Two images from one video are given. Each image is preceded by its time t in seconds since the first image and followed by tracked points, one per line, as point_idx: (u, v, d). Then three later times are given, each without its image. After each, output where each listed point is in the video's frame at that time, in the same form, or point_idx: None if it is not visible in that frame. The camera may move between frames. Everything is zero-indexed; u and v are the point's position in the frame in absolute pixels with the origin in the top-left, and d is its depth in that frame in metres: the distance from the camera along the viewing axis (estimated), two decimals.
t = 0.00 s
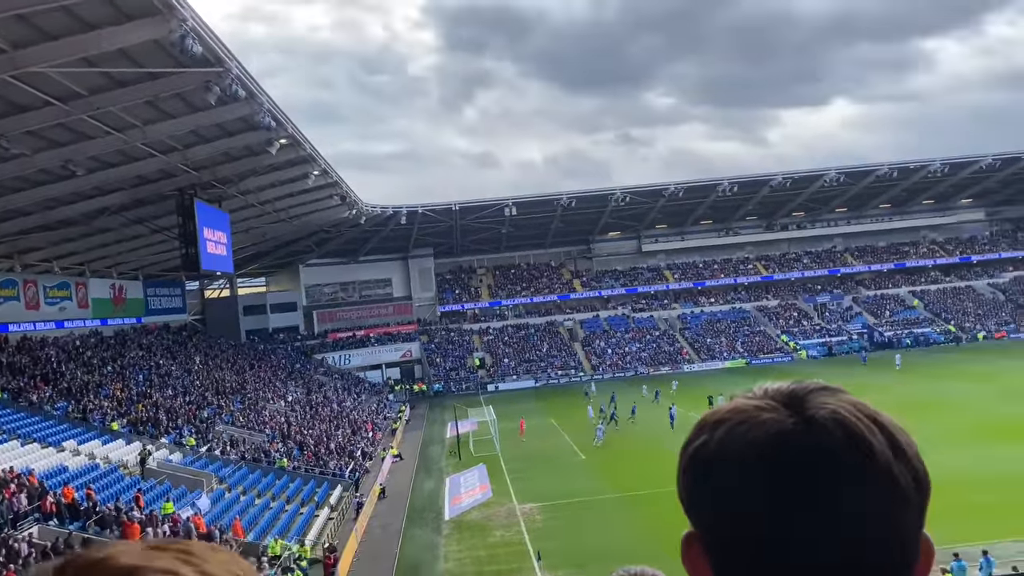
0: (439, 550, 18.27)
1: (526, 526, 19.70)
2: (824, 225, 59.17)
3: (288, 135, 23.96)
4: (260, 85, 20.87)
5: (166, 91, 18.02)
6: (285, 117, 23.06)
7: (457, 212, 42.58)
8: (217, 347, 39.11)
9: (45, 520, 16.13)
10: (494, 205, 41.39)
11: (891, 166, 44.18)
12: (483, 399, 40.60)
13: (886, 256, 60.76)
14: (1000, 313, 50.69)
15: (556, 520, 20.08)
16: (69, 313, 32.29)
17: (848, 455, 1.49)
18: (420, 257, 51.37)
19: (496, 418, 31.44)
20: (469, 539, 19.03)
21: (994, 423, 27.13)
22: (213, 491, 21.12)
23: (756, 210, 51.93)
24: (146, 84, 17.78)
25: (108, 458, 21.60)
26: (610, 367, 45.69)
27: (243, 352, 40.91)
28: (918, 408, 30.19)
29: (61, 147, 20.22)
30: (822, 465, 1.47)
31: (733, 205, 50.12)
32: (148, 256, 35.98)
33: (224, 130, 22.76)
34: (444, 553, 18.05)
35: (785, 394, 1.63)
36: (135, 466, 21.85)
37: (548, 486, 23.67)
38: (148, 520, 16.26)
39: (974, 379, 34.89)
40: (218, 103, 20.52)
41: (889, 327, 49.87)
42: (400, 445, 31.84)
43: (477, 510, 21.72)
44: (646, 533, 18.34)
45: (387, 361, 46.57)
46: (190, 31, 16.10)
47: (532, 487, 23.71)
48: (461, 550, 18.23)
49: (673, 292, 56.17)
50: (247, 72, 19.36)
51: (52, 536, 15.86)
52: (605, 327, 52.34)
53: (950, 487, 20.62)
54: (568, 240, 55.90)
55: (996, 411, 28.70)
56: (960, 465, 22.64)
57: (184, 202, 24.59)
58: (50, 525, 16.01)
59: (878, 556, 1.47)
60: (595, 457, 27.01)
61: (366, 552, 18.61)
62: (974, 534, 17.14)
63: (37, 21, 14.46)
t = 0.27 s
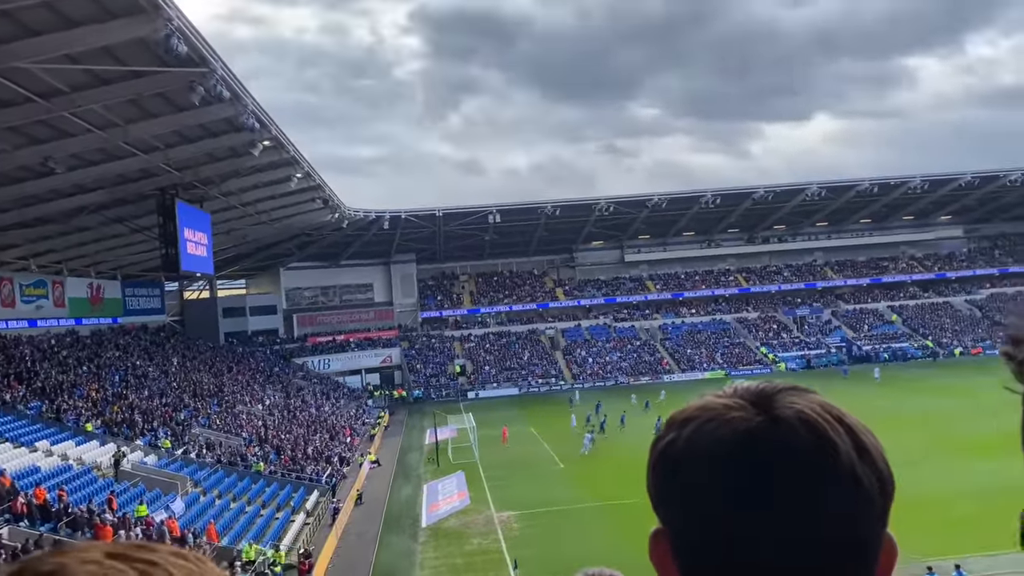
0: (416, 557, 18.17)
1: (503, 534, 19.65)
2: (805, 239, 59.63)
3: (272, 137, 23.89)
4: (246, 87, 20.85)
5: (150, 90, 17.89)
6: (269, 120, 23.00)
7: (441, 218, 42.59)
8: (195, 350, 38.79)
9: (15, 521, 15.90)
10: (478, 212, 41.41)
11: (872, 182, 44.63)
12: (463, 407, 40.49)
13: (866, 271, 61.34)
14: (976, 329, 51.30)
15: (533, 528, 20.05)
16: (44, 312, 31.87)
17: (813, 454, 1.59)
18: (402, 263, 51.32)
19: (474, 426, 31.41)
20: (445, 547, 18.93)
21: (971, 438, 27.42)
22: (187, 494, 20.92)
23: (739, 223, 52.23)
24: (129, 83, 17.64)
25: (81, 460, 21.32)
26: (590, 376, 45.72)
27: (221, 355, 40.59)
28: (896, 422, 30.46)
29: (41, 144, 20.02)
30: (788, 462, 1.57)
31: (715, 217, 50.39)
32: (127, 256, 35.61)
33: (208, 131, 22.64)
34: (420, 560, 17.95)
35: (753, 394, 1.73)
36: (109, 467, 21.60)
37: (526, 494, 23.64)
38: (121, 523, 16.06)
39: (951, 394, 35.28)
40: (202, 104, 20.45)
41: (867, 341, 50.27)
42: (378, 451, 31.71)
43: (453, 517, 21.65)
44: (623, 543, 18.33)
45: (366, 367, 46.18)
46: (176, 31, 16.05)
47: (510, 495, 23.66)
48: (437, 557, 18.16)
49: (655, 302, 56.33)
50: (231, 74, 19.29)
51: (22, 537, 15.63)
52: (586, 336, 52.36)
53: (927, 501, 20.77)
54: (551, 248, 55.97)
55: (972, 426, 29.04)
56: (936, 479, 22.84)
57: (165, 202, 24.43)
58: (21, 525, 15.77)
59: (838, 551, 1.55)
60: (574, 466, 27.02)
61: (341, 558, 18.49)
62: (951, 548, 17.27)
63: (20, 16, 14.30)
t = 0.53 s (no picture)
0: (399, 561, 18.12)
1: (487, 539, 19.63)
2: (793, 250, 59.96)
3: (264, 138, 23.88)
4: (238, 87, 20.83)
5: (142, 89, 17.83)
6: (261, 120, 22.98)
7: (431, 222, 42.61)
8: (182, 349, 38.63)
9: None
10: (469, 217, 41.48)
11: (860, 195, 44.98)
12: (449, 411, 40.48)
13: (852, 283, 61.72)
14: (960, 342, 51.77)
15: (517, 534, 20.03)
16: (30, 309, 31.63)
17: (798, 453, 1.64)
18: (392, 266, 51.35)
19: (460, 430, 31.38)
20: (429, 551, 18.89)
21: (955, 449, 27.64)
22: (170, 495, 20.79)
23: (727, 232, 52.48)
24: (121, 80, 17.57)
25: (64, 459, 21.17)
26: (577, 383, 45.83)
27: (208, 355, 40.44)
28: (881, 432, 30.65)
29: (31, 140, 19.91)
30: (774, 462, 1.61)
31: (704, 227, 50.62)
32: (115, 255, 35.40)
33: (200, 131, 22.59)
34: (403, 564, 17.90)
35: (740, 392, 1.77)
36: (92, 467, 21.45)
37: (512, 499, 23.65)
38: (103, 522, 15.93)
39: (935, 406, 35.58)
40: (194, 103, 20.40)
41: (853, 352, 50.61)
42: (363, 454, 31.63)
43: (438, 521, 21.61)
44: (607, 550, 18.34)
45: (353, 369, 46.39)
46: (169, 30, 16.03)
47: (496, 500, 23.65)
48: (420, 562, 18.10)
49: (643, 310, 56.49)
50: (224, 74, 19.28)
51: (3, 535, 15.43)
52: (574, 343, 52.47)
53: (911, 512, 20.88)
54: (541, 254, 56.08)
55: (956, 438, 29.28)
56: (920, 490, 22.97)
57: (155, 201, 24.34)
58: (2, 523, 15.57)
59: (822, 547, 1.60)
60: (560, 472, 27.05)
61: (325, 560, 18.43)
62: (936, 558, 17.34)
63: (13, 12, 14.23)
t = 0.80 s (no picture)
0: (393, 562, 18.10)
1: (481, 541, 19.63)
2: (791, 256, 60.00)
3: (264, 137, 23.89)
4: (239, 85, 20.87)
5: (142, 85, 17.80)
6: (261, 119, 23.00)
7: (429, 223, 42.65)
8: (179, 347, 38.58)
9: None
10: (467, 219, 41.52)
11: (858, 203, 45.04)
12: (445, 413, 40.46)
13: (850, 290, 61.82)
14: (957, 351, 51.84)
15: (511, 536, 20.03)
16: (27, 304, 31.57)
17: (800, 447, 1.68)
18: (389, 267, 51.76)
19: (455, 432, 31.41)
20: (423, 552, 18.88)
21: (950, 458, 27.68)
22: (165, 492, 20.77)
23: (725, 238, 52.51)
24: (122, 76, 17.54)
25: (58, 454, 21.15)
26: (573, 386, 45.83)
27: (205, 353, 40.39)
28: (876, 440, 30.69)
29: (30, 135, 19.90)
30: (776, 455, 1.66)
31: (703, 232, 50.64)
32: (113, 251, 35.37)
33: (199, 128, 22.57)
34: (397, 565, 17.88)
35: (741, 388, 1.82)
36: (87, 463, 21.43)
37: (506, 502, 23.65)
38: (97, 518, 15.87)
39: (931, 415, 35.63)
40: (195, 101, 20.41)
41: (849, 359, 50.65)
42: (358, 454, 31.63)
43: (432, 523, 21.61)
44: (601, 554, 18.34)
45: (351, 369, 46.29)
46: (170, 26, 16.06)
47: (491, 502, 23.66)
48: (414, 563, 18.09)
49: (640, 315, 56.48)
50: (225, 71, 19.30)
51: None
52: (570, 346, 52.46)
53: (906, 521, 20.88)
54: (539, 257, 56.09)
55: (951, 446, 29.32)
56: (915, 499, 22.98)
57: (153, 197, 24.33)
58: None
59: (821, 540, 1.65)
60: (555, 475, 27.07)
61: (318, 560, 18.40)
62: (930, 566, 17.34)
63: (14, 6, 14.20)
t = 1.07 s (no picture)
0: (397, 558, 18.16)
1: (485, 538, 19.65)
2: (800, 257, 59.79)
3: (273, 132, 23.94)
4: (248, 80, 20.92)
5: (151, 80, 17.84)
6: (270, 114, 23.04)
7: (437, 220, 42.66)
8: (186, 341, 38.76)
9: None
10: (475, 216, 41.53)
11: (868, 204, 44.84)
12: (450, 410, 40.49)
13: (858, 292, 61.61)
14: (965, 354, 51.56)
15: (516, 534, 20.05)
16: (35, 297, 31.70)
17: (804, 437, 1.69)
18: (396, 263, 51.38)
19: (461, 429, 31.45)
20: (427, 548, 18.92)
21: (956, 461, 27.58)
22: (171, 485, 20.84)
23: (734, 238, 52.36)
24: (131, 71, 17.59)
25: (66, 446, 21.29)
26: (579, 385, 45.77)
27: (212, 347, 40.58)
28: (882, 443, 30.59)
29: (41, 128, 19.97)
30: (779, 447, 1.67)
31: (711, 232, 50.51)
32: (121, 245, 35.50)
33: (208, 123, 22.62)
34: (401, 561, 17.94)
35: (746, 379, 1.83)
36: (94, 455, 21.52)
37: (510, 499, 23.70)
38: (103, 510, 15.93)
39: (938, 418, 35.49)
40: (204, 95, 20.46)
41: (857, 361, 50.47)
42: (364, 450, 31.70)
43: (437, 519, 21.63)
44: (605, 553, 18.34)
45: (357, 365, 46.45)
46: (181, 21, 16.13)
47: (495, 499, 23.70)
48: (418, 559, 18.12)
49: (647, 314, 56.37)
50: (234, 66, 19.34)
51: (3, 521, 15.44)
52: (577, 345, 52.41)
53: (912, 523, 20.82)
54: (546, 256, 56.04)
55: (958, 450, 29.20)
56: (920, 501, 22.90)
57: (162, 191, 24.41)
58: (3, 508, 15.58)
59: (826, 531, 1.66)
60: (559, 473, 27.09)
61: (322, 555, 18.46)
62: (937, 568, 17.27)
63: None
